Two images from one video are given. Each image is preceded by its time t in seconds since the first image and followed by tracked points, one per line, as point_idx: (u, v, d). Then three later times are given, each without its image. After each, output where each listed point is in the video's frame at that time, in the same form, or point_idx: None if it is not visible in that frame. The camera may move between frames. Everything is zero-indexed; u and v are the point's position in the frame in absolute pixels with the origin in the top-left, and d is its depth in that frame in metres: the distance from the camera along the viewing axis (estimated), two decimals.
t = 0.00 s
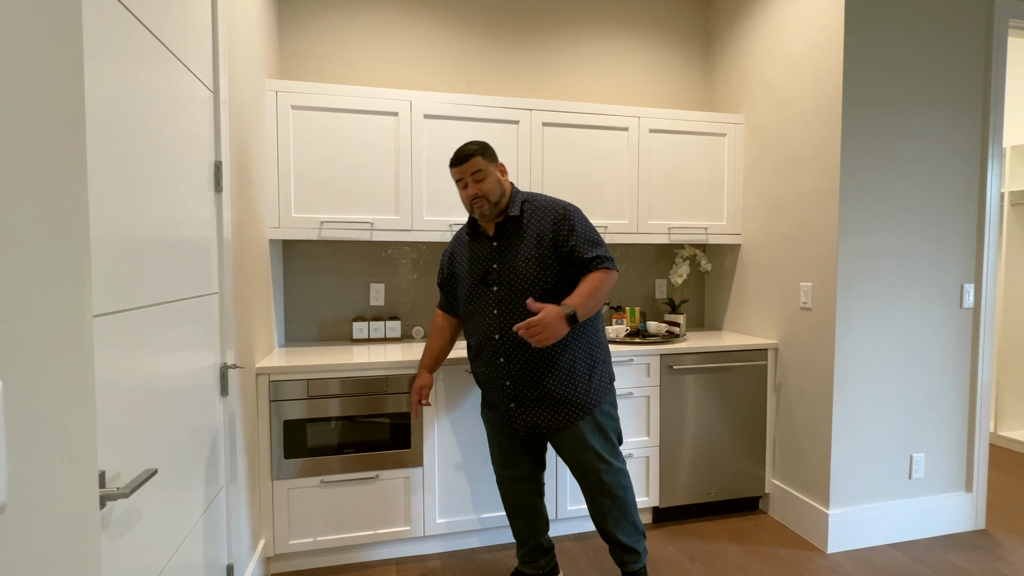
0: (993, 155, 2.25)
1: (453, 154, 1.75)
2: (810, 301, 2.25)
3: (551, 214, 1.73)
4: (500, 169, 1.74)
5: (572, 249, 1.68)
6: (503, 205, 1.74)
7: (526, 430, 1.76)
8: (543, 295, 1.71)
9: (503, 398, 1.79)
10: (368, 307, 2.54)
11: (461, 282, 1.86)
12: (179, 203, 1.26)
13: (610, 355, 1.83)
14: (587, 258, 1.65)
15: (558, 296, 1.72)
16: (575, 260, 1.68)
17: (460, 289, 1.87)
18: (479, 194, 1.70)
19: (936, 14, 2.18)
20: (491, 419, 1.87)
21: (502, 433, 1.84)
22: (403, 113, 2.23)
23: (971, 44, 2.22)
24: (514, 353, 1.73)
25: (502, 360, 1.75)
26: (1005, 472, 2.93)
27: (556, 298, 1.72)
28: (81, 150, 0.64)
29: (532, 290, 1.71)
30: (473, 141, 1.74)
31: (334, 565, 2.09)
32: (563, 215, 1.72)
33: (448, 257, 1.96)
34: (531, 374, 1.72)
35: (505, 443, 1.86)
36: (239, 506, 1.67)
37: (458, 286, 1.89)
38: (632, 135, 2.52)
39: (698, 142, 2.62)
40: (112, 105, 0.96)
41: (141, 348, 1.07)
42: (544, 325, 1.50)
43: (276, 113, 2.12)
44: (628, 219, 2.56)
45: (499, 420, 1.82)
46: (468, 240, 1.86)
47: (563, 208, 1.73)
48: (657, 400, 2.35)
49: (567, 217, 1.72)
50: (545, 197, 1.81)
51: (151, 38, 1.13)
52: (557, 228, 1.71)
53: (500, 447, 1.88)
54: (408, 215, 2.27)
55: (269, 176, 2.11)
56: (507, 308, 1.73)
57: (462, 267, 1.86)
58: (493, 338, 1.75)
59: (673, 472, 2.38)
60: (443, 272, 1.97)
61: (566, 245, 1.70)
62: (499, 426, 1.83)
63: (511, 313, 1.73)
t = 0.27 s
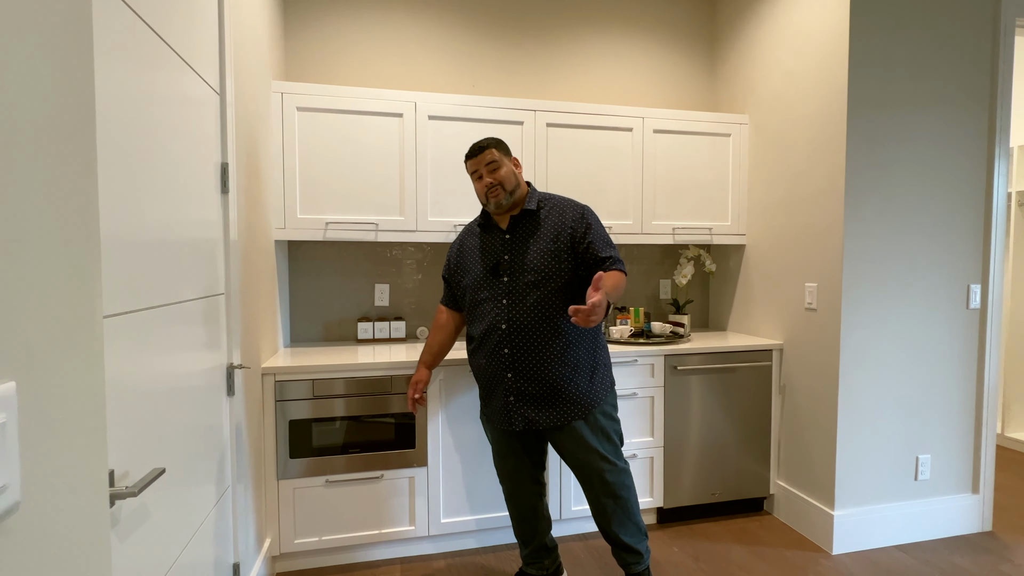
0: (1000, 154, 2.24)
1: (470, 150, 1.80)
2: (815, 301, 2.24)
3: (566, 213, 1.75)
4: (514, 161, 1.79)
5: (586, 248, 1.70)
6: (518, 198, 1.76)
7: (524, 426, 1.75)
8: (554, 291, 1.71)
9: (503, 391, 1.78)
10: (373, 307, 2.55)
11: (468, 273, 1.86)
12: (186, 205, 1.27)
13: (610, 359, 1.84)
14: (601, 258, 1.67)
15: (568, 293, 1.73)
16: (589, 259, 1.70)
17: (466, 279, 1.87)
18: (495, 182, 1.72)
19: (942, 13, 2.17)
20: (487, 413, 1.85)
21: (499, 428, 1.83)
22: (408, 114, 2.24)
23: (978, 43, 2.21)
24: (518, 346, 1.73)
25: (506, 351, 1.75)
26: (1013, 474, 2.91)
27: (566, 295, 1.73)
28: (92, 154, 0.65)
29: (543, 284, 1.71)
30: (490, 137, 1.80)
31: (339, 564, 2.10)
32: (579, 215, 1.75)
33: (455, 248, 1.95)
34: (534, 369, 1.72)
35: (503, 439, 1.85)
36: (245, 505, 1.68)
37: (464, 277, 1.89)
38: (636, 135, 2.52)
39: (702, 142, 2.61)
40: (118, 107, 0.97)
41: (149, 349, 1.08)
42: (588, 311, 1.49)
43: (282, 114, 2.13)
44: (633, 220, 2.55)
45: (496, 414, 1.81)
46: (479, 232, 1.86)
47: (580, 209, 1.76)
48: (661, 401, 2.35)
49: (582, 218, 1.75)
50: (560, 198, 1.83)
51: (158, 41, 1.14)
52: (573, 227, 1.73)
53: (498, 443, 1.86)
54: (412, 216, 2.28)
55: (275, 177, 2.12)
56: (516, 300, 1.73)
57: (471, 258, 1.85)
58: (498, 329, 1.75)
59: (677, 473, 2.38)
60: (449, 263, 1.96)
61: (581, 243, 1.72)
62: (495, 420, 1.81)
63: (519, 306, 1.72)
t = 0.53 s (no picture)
0: (1000, 156, 2.25)
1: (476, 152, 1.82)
2: (815, 303, 2.26)
3: (570, 217, 1.77)
4: (520, 165, 1.81)
5: (590, 251, 1.72)
6: (523, 201, 1.78)
7: (526, 426, 1.76)
8: (557, 293, 1.74)
9: (505, 390, 1.80)
10: (376, 309, 2.57)
11: (472, 273, 1.87)
12: (192, 209, 1.30)
13: (610, 361, 1.86)
14: (604, 261, 1.69)
15: (571, 295, 1.75)
16: (592, 262, 1.72)
17: (469, 280, 1.88)
18: (500, 186, 1.74)
19: (942, 16, 2.17)
20: (489, 412, 1.87)
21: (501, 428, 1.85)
22: (410, 117, 2.27)
23: (978, 46, 2.22)
24: (522, 347, 1.75)
25: (509, 352, 1.76)
26: (1014, 475, 2.92)
27: (569, 297, 1.75)
28: (104, 164, 0.67)
29: (546, 286, 1.73)
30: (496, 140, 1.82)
31: (342, 563, 2.13)
32: (583, 218, 1.77)
33: (458, 248, 1.97)
34: (537, 370, 1.74)
35: (505, 438, 1.86)
36: (250, 504, 1.71)
37: (467, 277, 1.90)
38: (637, 138, 2.54)
39: (703, 145, 2.63)
40: (127, 115, 0.99)
41: (157, 351, 1.10)
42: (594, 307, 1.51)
43: (286, 118, 2.16)
44: (633, 222, 2.57)
45: (498, 414, 1.82)
46: (483, 233, 1.88)
47: (584, 213, 1.78)
48: (662, 402, 2.36)
49: (586, 221, 1.77)
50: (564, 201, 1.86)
51: (165, 49, 1.17)
52: (577, 230, 1.75)
53: (499, 442, 1.88)
54: (415, 218, 2.30)
55: (279, 180, 2.15)
56: (520, 302, 1.75)
57: (474, 259, 1.87)
58: (502, 330, 1.77)
59: (677, 474, 2.39)
60: (452, 264, 1.97)
61: (586, 246, 1.74)
62: (497, 419, 1.83)
63: (523, 307, 1.74)
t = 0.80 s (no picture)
0: (998, 159, 2.26)
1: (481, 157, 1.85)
2: (814, 306, 2.27)
3: (572, 221, 1.79)
4: (526, 171, 1.85)
5: (591, 256, 1.74)
6: (527, 205, 1.81)
7: (528, 429, 1.79)
8: (559, 297, 1.76)
9: (507, 393, 1.82)
10: (379, 311, 2.60)
11: (475, 277, 1.90)
12: (199, 215, 1.32)
13: (611, 364, 1.88)
14: (606, 266, 1.71)
15: (572, 299, 1.77)
16: (593, 266, 1.74)
17: (473, 283, 1.90)
18: (506, 189, 1.77)
19: (940, 20, 2.19)
20: (492, 415, 1.89)
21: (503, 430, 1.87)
22: (413, 122, 2.29)
23: (976, 50, 2.23)
24: (524, 350, 1.77)
25: (511, 354, 1.79)
26: (1015, 477, 2.92)
27: (571, 301, 1.77)
28: (118, 176, 0.70)
29: (548, 290, 1.75)
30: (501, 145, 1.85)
31: (346, 562, 2.16)
32: (584, 223, 1.79)
33: (462, 252, 1.99)
34: (539, 372, 1.76)
35: (507, 440, 1.89)
36: (255, 505, 1.74)
37: (470, 281, 1.92)
38: (638, 142, 2.56)
39: (703, 148, 2.65)
40: (136, 127, 1.02)
41: (166, 354, 1.13)
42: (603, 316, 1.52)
43: (290, 124, 2.18)
44: (634, 225, 2.59)
45: (501, 416, 1.85)
46: (486, 238, 1.90)
47: (586, 218, 1.80)
48: (662, 404, 2.38)
49: (588, 225, 1.79)
50: (566, 206, 1.88)
51: (172, 60, 1.19)
52: (578, 234, 1.77)
53: (502, 444, 1.91)
54: (418, 222, 2.32)
55: (284, 184, 2.18)
56: (523, 305, 1.77)
57: (477, 262, 1.89)
58: (504, 333, 1.79)
59: (678, 475, 2.41)
60: (455, 268, 2.00)
61: (587, 251, 1.76)
62: (500, 421, 1.85)
63: (525, 311, 1.76)
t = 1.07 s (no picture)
0: (999, 162, 2.26)
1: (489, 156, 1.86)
2: (816, 307, 2.28)
3: (574, 224, 1.80)
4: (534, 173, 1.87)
5: (593, 258, 1.75)
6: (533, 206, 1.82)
7: (529, 429, 1.80)
8: (561, 299, 1.77)
9: (508, 393, 1.83)
10: (382, 312, 2.61)
11: (477, 277, 1.90)
12: (203, 218, 1.33)
13: (612, 365, 1.89)
14: (607, 268, 1.72)
15: (574, 300, 1.78)
16: (595, 269, 1.75)
17: (475, 283, 1.91)
18: (516, 188, 1.78)
19: (942, 22, 2.19)
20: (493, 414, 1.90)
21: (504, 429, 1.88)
22: (416, 124, 2.30)
23: (978, 51, 2.23)
24: (525, 350, 1.78)
25: (512, 355, 1.80)
26: (1016, 478, 2.92)
27: (572, 302, 1.78)
28: (126, 181, 0.71)
29: (551, 291, 1.76)
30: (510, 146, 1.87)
31: (349, 562, 2.17)
32: (587, 226, 1.80)
33: (464, 253, 2.00)
34: (540, 373, 1.77)
35: (508, 440, 1.90)
36: (259, 505, 1.75)
37: (473, 281, 1.93)
38: (639, 143, 2.56)
39: (705, 150, 2.65)
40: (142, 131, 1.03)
41: (171, 356, 1.14)
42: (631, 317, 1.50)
43: (293, 126, 2.20)
44: (636, 226, 2.60)
45: (502, 416, 1.85)
46: (489, 239, 1.91)
47: (588, 221, 1.81)
48: (664, 404, 2.39)
49: (590, 228, 1.80)
50: (568, 208, 1.89)
51: (177, 64, 1.20)
52: (580, 237, 1.78)
53: (503, 444, 1.92)
54: (420, 223, 2.33)
55: (287, 186, 2.19)
56: (525, 306, 1.78)
57: (480, 263, 1.90)
58: (506, 333, 1.80)
59: (679, 475, 2.42)
60: (458, 268, 2.01)
61: (589, 253, 1.77)
62: (501, 421, 1.86)
63: (527, 312, 1.77)
